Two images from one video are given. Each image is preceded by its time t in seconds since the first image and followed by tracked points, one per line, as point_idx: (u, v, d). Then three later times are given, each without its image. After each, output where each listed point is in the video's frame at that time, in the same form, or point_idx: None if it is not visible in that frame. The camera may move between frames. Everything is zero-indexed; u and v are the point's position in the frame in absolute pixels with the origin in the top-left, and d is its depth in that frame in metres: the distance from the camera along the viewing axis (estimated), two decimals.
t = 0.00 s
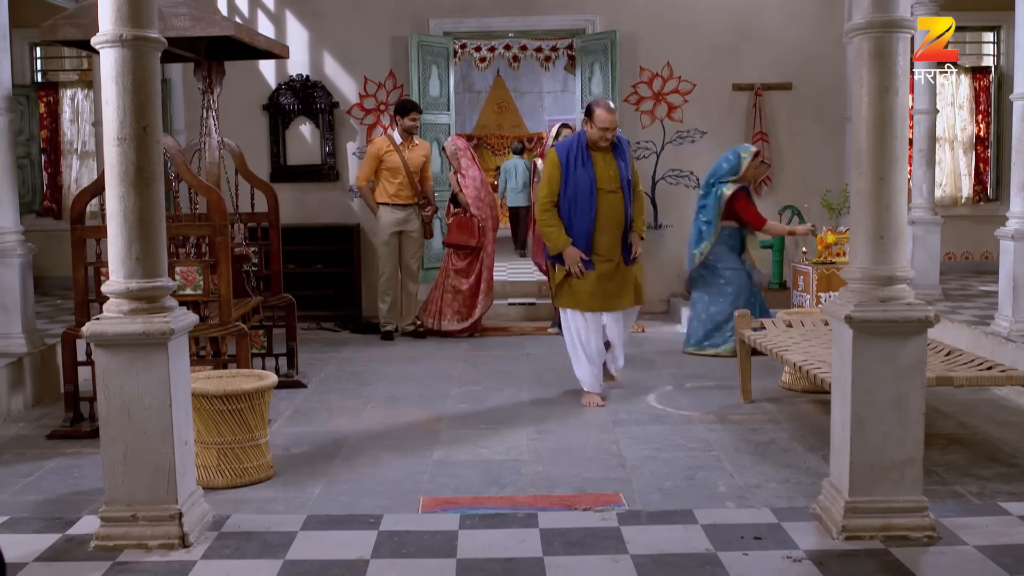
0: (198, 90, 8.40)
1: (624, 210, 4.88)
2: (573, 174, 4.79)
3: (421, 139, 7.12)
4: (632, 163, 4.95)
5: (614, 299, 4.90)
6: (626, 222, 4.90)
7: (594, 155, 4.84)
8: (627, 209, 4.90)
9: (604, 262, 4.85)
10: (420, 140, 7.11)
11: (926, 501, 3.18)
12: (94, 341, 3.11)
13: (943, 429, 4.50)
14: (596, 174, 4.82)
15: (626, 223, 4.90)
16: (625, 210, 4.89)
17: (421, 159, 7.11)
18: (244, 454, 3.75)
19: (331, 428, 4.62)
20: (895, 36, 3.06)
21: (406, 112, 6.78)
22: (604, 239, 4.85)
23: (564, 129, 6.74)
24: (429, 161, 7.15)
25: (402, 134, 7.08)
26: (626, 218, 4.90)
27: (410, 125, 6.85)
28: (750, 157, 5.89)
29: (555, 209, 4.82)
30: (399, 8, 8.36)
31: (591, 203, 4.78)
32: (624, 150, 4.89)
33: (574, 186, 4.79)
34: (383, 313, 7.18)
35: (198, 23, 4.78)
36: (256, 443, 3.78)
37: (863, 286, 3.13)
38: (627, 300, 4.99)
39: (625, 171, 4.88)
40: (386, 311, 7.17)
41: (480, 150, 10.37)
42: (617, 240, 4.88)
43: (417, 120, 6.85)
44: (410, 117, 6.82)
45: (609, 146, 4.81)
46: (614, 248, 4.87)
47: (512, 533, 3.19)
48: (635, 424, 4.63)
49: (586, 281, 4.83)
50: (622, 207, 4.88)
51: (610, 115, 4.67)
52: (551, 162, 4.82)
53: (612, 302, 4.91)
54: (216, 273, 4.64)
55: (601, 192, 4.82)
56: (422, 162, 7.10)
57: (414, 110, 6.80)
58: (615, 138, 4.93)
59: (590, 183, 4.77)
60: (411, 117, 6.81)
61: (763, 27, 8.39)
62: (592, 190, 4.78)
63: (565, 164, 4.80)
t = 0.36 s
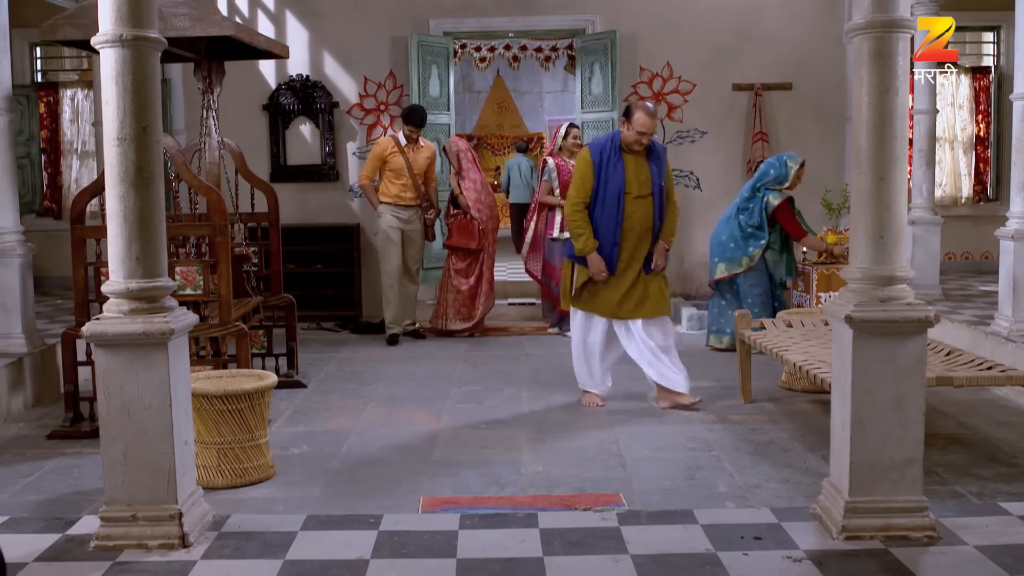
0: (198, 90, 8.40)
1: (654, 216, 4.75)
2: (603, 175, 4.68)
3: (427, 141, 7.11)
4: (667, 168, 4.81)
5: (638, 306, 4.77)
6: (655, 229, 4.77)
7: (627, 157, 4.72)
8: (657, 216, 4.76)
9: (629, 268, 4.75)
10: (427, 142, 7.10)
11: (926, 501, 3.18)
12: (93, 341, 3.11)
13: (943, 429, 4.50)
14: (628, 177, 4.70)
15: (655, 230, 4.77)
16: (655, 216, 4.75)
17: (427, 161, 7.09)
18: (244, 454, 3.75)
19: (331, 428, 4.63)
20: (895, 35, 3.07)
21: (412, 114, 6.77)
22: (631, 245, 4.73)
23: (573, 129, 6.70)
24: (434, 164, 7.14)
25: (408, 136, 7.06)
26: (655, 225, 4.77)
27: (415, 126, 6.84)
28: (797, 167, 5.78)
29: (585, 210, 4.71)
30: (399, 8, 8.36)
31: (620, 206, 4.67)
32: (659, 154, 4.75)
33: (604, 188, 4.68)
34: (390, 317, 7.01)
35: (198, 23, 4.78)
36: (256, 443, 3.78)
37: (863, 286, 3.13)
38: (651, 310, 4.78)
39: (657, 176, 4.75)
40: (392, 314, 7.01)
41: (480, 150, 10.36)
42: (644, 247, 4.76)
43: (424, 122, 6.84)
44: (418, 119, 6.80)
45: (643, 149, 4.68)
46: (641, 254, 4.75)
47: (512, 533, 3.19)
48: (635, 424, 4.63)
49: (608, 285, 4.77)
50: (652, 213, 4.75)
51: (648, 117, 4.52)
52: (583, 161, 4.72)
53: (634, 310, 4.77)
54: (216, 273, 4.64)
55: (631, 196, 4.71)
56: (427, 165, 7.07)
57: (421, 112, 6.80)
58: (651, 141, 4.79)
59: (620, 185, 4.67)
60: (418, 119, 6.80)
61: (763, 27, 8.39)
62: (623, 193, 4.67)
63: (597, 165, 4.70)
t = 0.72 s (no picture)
0: (198, 90, 8.40)
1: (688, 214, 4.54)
2: (638, 164, 4.51)
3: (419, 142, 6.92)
4: (714, 166, 4.56)
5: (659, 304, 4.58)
6: (689, 227, 4.56)
7: (667, 150, 4.52)
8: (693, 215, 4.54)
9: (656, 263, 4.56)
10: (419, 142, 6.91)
11: (926, 501, 3.18)
12: (94, 341, 3.11)
13: (943, 429, 4.50)
14: (666, 171, 4.51)
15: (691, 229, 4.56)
16: (691, 215, 4.54)
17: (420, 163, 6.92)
18: (244, 454, 3.75)
19: (331, 428, 4.63)
20: (895, 36, 3.07)
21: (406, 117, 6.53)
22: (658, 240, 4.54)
23: (572, 127, 6.63)
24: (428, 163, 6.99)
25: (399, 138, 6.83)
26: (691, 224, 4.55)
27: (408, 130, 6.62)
28: (810, 170, 5.77)
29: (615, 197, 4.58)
30: (399, 8, 8.36)
31: (652, 199, 4.47)
32: (705, 152, 4.52)
33: (638, 178, 4.51)
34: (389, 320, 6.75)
35: (198, 23, 4.78)
36: (256, 443, 3.78)
37: (863, 286, 3.13)
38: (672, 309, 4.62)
39: (700, 174, 4.52)
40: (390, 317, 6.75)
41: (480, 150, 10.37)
42: (674, 244, 4.56)
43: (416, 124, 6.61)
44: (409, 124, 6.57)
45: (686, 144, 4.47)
46: (669, 251, 4.56)
47: (512, 533, 3.19)
48: (635, 424, 4.63)
49: (632, 277, 4.57)
50: (686, 210, 4.54)
51: (690, 111, 4.32)
52: (620, 149, 4.58)
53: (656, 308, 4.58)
54: (216, 273, 4.64)
55: (667, 191, 4.51)
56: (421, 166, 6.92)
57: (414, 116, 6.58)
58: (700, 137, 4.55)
59: (654, 178, 4.47)
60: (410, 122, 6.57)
61: (763, 27, 8.39)
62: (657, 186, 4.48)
63: (633, 154, 4.52)
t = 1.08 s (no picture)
0: (198, 90, 8.40)
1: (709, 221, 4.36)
2: (649, 177, 4.36)
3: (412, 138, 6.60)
4: (731, 170, 4.37)
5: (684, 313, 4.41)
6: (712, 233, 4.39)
7: (677, 159, 4.36)
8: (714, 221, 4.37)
9: (680, 273, 4.39)
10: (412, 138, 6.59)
11: (926, 501, 3.18)
12: (94, 341, 3.11)
13: (943, 429, 4.50)
14: (680, 181, 4.34)
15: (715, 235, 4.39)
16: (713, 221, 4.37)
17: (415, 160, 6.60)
18: (244, 454, 3.75)
19: (332, 428, 4.63)
20: (895, 36, 3.07)
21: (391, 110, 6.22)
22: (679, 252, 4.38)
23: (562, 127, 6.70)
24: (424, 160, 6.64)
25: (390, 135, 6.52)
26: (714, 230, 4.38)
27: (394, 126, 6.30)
28: (787, 162, 5.80)
29: (631, 212, 4.45)
30: (398, 7, 8.36)
31: (667, 212, 4.31)
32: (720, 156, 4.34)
33: (650, 191, 4.35)
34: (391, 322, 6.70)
35: (198, 23, 4.78)
36: (256, 443, 3.78)
37: (863, 286, 3.13)
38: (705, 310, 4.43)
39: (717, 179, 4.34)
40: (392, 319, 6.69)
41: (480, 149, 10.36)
42: (698, 252, 4.40)
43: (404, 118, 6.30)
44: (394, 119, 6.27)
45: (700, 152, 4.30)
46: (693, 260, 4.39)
47: (512, 534, 3.19)
48: (635, 424, 4.63)
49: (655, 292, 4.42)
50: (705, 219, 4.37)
51: (694, 121, 4.16)
52: (631, 163, 4.43)
53: (685, 315, 4.42)
54: (216, 274, 4.64)
55: (684, 200, 4.34)
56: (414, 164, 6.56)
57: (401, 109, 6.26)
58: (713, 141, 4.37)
59: (666, 189, 4.31)
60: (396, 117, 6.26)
61: (763, 27, 8.39)
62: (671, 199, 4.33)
63: (643, 167, 4.37)
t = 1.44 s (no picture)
0: (198, 90, 8.40)
1: (711, 240, 4.23)
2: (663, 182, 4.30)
3: (417, 139, 6.23)
4: (748, 192, 4.14)
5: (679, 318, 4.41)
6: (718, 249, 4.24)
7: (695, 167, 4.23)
8: (716, 241, 4.22)
9: (680, 280, 4.36)
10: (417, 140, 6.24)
11: (926, 501, 3.18)
12: (94, 341, 3.11)
13: (943, 429, 4.50)
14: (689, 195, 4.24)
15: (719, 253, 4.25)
16: (716, 241, 4.22)
17: (418, 162, 6.25)
18: (244, 454, 3.75)
19: (331, 428, 4.63)
20: (895, 36, 3.07)
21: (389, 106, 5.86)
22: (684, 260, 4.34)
23: (558, 128, 6.71)
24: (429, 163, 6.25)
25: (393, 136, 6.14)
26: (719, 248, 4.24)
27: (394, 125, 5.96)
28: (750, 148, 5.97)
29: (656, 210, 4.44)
30: (398, 7, 8.36)
31: (667, 223, 4.28)
32: (735, 176, 4.14)
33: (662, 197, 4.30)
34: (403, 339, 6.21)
35: (198, 23, 4.78)
36: (256, 443, 3.78)
37: (863, 286, 3.13)
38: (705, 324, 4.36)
39: (727, 199, 4.16)
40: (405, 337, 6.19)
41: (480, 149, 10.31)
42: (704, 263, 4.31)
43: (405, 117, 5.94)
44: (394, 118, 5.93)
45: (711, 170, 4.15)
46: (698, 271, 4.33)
47: (512, 533, 3.19)
48: (635, 424, 4.63)
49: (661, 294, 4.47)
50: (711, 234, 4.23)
51: (699, 141, 4.06)
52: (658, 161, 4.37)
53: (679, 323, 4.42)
54: (216, 274, 4.64)
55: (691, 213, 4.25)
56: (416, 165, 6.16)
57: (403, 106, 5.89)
58: (736, 158, 4.16)
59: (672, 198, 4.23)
60: (395, 115, 5.90)
61: (762, 27, 8.39)
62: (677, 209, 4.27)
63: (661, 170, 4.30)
